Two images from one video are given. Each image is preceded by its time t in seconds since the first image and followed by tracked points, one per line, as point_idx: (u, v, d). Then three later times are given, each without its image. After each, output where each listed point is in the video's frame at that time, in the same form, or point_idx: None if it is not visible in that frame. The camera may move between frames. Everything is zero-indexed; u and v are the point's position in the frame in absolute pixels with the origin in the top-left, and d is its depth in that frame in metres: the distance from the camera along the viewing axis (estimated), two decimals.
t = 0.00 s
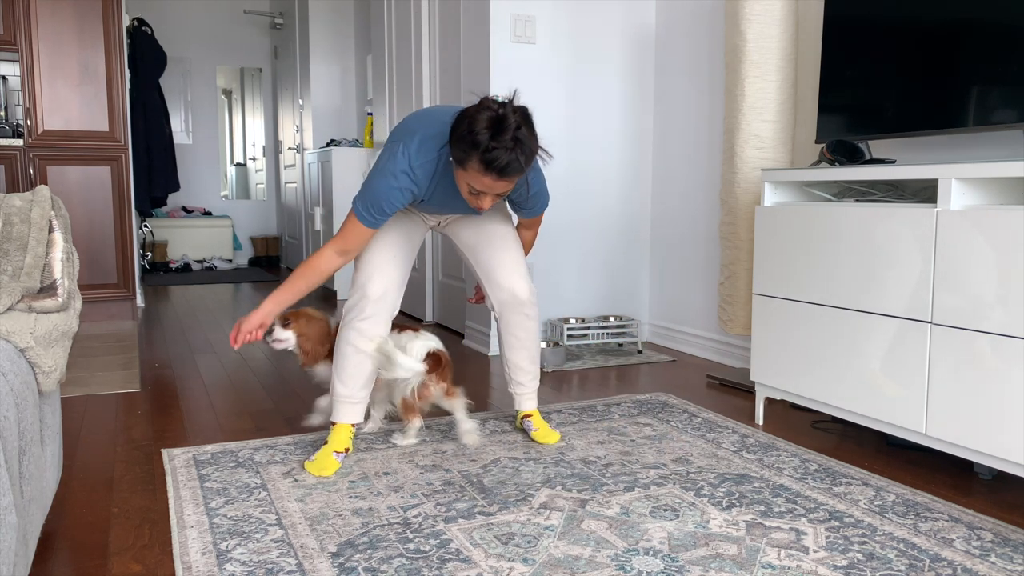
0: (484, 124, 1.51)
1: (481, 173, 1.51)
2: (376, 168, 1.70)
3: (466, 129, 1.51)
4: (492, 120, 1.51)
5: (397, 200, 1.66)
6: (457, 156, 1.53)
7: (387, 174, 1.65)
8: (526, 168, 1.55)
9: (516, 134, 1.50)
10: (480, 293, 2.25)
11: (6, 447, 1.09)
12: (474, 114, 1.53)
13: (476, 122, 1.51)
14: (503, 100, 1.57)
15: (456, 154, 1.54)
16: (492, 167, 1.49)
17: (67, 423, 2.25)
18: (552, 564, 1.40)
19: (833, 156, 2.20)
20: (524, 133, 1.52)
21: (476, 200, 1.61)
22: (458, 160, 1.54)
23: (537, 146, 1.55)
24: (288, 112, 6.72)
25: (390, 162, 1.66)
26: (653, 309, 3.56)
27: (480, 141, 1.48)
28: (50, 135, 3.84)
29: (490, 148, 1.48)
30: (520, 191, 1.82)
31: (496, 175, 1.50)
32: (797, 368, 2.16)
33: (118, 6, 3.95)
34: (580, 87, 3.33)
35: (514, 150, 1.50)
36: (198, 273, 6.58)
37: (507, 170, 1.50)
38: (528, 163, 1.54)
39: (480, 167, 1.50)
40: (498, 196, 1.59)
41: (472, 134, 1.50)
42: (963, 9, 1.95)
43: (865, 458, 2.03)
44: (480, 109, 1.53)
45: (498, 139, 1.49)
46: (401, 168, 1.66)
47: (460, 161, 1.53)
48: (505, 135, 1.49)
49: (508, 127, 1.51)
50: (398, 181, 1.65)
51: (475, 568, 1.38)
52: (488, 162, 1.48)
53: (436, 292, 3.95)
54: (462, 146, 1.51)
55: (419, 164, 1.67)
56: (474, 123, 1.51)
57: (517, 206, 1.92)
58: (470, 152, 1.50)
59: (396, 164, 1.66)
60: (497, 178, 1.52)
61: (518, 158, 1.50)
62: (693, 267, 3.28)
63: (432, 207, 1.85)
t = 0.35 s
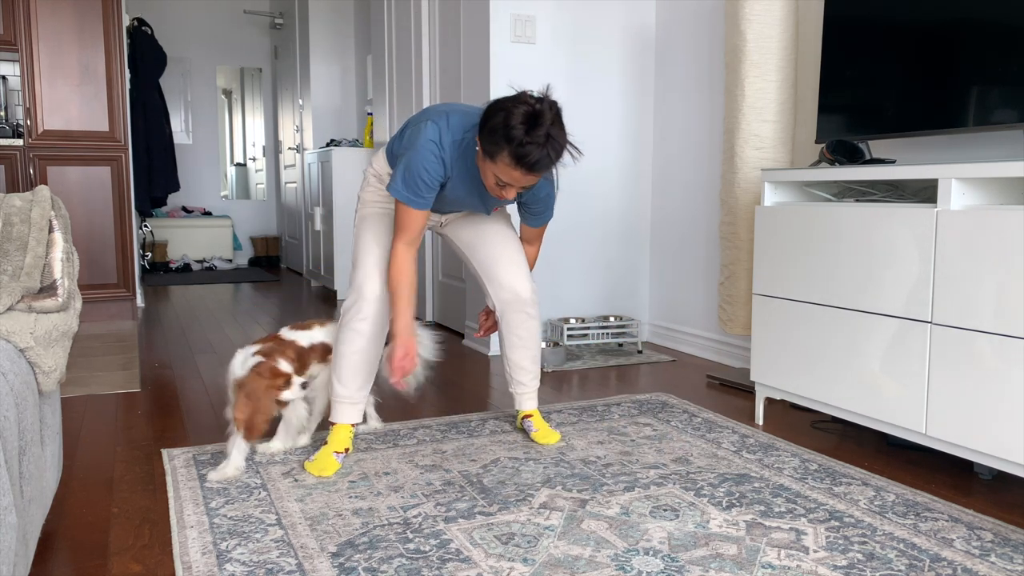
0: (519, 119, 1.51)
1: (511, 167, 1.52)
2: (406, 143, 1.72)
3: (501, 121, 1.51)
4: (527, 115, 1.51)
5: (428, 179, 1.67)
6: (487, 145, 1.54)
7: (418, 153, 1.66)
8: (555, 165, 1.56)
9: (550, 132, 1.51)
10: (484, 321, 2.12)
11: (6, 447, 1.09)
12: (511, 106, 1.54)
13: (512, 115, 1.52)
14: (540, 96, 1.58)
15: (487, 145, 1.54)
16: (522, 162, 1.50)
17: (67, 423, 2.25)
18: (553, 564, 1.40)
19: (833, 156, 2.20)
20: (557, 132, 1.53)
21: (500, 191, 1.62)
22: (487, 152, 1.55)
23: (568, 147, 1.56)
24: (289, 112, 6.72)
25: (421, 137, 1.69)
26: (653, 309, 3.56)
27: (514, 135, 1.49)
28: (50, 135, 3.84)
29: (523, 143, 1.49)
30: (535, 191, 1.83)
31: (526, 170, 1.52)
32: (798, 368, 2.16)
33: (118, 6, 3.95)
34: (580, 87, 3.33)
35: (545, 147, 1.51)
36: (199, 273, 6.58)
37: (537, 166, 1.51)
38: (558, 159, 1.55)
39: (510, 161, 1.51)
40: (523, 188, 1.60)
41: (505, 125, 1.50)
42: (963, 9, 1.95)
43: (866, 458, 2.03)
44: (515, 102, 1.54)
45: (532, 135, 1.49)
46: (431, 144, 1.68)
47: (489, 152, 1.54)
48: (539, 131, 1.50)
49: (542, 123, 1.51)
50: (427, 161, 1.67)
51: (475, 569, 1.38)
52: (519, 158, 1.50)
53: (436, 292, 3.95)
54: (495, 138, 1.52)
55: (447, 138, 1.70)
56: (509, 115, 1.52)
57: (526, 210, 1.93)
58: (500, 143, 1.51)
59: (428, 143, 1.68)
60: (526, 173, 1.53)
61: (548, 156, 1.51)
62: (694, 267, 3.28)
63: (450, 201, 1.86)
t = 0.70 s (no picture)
0: (560, 138, 1.53)
1: (546, 182, 1.56)
2: (431, 132, 1.70)
3: (541, 137, 1.53)
4: (568, 133, 1.54)
5: (444, 172, 1.70)
6: (524, 158, 1.55)
7: (443, 147, 1.67)
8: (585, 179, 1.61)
9: (587, 151, 1.55)
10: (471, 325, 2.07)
11: (6, 447, 1.09)
12: (552, 123, 1.56)
13: (553, 132, 1.54)
14: (575, 112, 1.61)
15: (522, 159, 1.56)
16: (559, 178, 1.54)
17: (67, 424, 2.25)
18: (553, 564, 1.40)
19: (833, 156, 2.20)
20: (593, 150, 1.58)
21: (527, 198, 1.66)
22: (521, 164, 1.57)
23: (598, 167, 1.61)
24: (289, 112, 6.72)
25: (449, 142, 1.68)
26: (653, 309, 3.56)
27: (555, 154, 1.52)
28: (50, 135, 3.84)
29: (562, 162, 1.53)
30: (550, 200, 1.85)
31: (560, 185, 1.56)
32: (798, 369, 2.16)
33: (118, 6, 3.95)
34: (580, 86, 3.33)
35: (582, 165, 1.55)
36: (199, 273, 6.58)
37: (572, 182, 1.56)
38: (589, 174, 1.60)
39: (546, 176, 1.55)
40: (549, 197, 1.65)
41: (547, 142, 1.53)
42: (963, 9, 1.95)
43: (866, 458, 2.03)
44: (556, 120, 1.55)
45: (571, 155, 1.53)
46: (457, 157, 1.68)
47: (524, 165, 1.56)
48: (578, 150, 1.54)
49: (581, 142, 1.55)
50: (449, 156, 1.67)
51: (475, 569, 1.38)
52: (557, 175, 1.54)
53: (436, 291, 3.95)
54: (533, 153, 1.54)
55: (472, 150, 1.70)
56: (549, 133, 1.54)
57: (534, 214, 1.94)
58: (539, 159, 1.53)
59: (455, 140, 1.68)
60: (559, 187, 1.57)
61: (583, 173, 1.56)
62: (694, 267, 3.28)
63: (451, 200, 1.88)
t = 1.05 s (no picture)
0: (574, 152, 1.53)
1: (558, 194, 1.56)
2: (445, 134, 1.69)
3: (555, 149, 1.53)
4: (582, 146, 1.54)
5: (451, 177, 1.69)
6: (537, 169, 1.55)
7: (454, 154, 1.66)
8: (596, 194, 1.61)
9: (600, 165, 1.55)
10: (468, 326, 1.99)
11: (6, 447, 1.09)
12: (566, 135, 1.55)
13: (567, 145, 1.53)
14: (590, 126, 1.60)
15: (534, 171, 1.55)
16: (571, 190, 1.54)
17: (66, 423, 2.25)
18: (552, 564, 1.40)
19: (833, 156, 2.20)
20: (604, 165, 1.57)
21: (537, 209, 1.65)
22: (533, 175, 1.56)
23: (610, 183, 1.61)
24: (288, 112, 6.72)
25: (461, 148, 1.67)
26: (653, 309, 3.56)
27: (568, 167, 1.52)
28: (50, 135, 3.85)
29: (575, 176, 1.52)
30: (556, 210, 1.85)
31: (571, 198, 1.56)
32: (799, 369, 2.15)
33: (118, 6, 3.95)
34: (580, 87, 3.33)
35: (594, 179, 1.55)
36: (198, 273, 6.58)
37: (583, 195, 1.56)
38: (600, 189, 1.59)
39: (558, 188, 1.54)
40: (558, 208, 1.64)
41: (561, 154, 1.52)
42: (963, 9, 1.95)
43: (866, 458, 2.03)
44: (570, 135, 1.55)
45: (584, 169, 1.53)
46: (466, 164, 1.67)
47: (536, 177, 1.55)
48: (591, 163, 1.54)
49: (595, 157, 1.54)
50: (459, 164, 1.67)
51: (475, 569, 1.38)
52: (568, 187, 1.53)
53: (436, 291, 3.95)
54: (547, 164, 1.53)
55: (483, 159, 1.69)
56: (563, 147, 1.53)
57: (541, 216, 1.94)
58: (551, 170, 1.52)
59: (467, 148, 1.67)
60: (570, 200, 1.57)
61: (595, 187, 1.56)
62: (694, 266, 3.28)
63: (454, 204, 1.87)
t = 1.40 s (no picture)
0: (576, 153, 1.52)
1: (559, 194, 1.56)
2: (444, 134, 1.68)
3: (557, 150, 1.53)
4: (584, 148, 1.54)
5: (450, 177, 1.69)
6: (538, 171, 1.55)
7: (453, 155, 1.66)
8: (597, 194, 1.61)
9: (602, 166, 1.55)
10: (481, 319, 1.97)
11: (6, 447, 1.09)
12: (568, 137, 1.55)
13: (569, 147, 1.53)
14: (591, 127, 1.60)
15: (534, 172, 1.55)
16: (572, 191, 1.54)
17: (66, 423, 2.25)
18: (552, 564, 1.40)
19: (833, 156, 2.20)
20: (606, 165, 1.57)
21: (538, 209, 1.65)
22: (534, 176, 1.56)
23: (611, 183, 1.61)
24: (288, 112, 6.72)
25: (460, 149, 1.66)
26: (653, 309, 3.56)
27: (570, 168, 1.52)
28: (50, 135, 3.85)
29: (576, 177, 1.52)
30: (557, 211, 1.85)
31: (572, 198, 1.56)
32: (799, 369, 2.15)
33: (118, 6, 3.95)
34: (580, 87, 3.33)
35: (595, 180, 1.55)
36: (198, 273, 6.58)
37: (585, 196, 1.56)
38: (601, 189, 1.59)
39: (560, 189, 1.54)
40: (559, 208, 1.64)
41: (563, 156, 1.52)
42: (963, 8, 1.94)
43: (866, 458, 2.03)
44: (572, 136, 1.55)
45: (585, 170, 1.53)
46: (464, 165, 1.67)
47: (538, 178, 1.55)
48: (593, 164, 1.54)
49: (597, 158, 1.54)
50: (458, 165, 1.67)
51: (475, 569, 1.38)
52: (570, 188, 1.53)
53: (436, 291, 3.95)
54: (548, 165, 1.53)
55: (482, 161, 1.69)
56: (565, 148, 1.53)
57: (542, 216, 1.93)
58: (553, 172, 1.53)
59: (466, 148, 1.67)
60: (571, 200, 1.57)
61: (596, 188, 1.56)
62: (694, 266, 3.28)
63: (454, 205, 1.87)
